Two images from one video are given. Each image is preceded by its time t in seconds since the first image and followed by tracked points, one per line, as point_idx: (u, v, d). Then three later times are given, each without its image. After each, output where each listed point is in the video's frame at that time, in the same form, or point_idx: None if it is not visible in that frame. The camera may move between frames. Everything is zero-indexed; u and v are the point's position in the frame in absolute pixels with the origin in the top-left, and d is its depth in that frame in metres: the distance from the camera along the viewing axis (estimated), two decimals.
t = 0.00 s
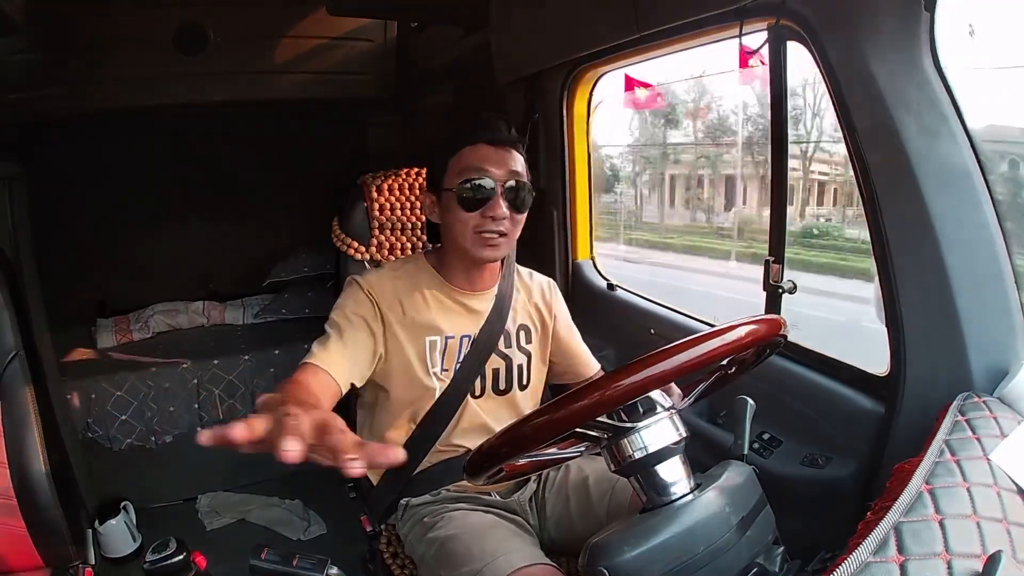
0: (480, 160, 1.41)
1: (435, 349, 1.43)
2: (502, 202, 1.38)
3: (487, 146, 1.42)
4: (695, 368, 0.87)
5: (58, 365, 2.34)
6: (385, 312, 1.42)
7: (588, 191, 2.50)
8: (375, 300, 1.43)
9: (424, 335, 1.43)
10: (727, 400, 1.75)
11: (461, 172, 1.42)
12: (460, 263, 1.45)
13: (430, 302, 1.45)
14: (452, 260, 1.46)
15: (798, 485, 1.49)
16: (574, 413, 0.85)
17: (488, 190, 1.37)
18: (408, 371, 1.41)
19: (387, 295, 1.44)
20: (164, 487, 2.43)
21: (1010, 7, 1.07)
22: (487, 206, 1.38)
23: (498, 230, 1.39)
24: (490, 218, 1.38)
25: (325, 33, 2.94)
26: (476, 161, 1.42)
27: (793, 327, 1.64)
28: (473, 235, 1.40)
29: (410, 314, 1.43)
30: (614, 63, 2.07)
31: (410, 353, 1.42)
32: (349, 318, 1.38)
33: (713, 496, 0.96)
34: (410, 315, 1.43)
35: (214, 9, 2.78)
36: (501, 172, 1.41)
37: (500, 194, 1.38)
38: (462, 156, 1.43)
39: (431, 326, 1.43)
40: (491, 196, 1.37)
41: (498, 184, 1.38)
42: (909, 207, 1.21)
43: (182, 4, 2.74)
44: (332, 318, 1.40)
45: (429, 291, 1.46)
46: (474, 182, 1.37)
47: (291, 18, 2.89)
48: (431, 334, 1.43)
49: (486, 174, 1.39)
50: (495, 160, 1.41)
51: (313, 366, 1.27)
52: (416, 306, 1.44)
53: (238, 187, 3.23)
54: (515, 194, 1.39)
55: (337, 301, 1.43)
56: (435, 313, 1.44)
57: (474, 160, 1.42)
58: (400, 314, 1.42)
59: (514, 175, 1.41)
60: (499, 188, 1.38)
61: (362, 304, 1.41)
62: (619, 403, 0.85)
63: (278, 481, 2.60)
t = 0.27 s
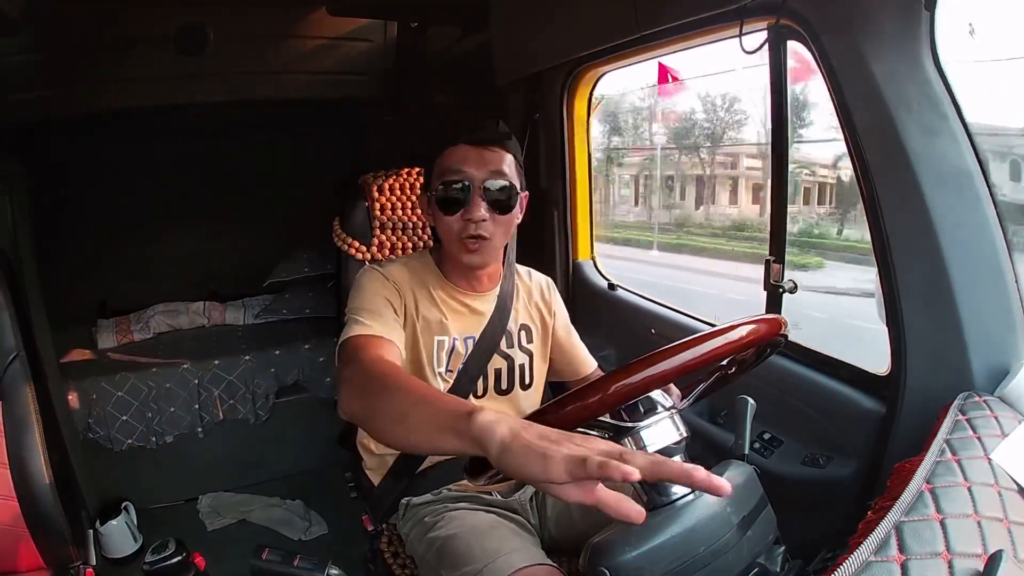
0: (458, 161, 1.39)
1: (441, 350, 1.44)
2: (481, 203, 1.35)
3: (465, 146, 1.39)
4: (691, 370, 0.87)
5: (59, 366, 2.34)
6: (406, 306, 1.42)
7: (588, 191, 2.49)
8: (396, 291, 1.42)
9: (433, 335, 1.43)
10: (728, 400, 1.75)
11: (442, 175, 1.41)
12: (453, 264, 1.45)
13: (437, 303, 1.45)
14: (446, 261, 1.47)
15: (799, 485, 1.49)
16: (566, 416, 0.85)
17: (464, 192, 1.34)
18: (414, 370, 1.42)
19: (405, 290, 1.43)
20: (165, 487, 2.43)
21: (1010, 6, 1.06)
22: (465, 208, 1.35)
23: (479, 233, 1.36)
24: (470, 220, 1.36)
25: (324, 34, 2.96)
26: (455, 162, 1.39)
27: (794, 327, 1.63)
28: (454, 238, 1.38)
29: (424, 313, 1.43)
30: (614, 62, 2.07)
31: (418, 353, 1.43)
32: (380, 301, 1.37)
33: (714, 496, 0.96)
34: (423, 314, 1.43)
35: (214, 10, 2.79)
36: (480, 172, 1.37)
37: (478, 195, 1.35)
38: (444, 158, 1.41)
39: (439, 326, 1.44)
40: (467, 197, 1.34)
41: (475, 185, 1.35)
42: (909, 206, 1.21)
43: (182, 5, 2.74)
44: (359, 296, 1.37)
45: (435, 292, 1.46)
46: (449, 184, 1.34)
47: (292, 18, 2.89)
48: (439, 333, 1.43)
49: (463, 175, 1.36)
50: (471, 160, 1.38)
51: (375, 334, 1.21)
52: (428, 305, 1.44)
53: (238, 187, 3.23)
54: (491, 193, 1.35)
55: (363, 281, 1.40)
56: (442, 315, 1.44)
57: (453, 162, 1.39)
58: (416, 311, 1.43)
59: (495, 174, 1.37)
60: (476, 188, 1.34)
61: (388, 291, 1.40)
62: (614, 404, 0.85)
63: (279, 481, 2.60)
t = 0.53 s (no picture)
0: (490, 158, 1.40)
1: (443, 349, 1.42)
2: (513, 200, 1.38)
3: (498, 144, 1.41)
4: (697, 365, 0.87)
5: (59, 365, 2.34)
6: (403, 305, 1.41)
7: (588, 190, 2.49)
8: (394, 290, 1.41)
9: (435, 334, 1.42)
10: (728, 399, 1.75)
11: (470, 170, 1.41)
12: (463, 261, 1.44)
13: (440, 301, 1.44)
14: (455, 258, 1.46)
15: (799, 484, 1.49)
16: (575, 412, 0.85)
17: (500, 189, 1.36)
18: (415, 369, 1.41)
19: (405, 289, 1.42)
20: (165, 486, 2.43)
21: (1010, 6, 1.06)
22: (498, 204, 1.37)
23: (508, 229, 1.38)
24: (501, 217, 1.37)
25: (324, 32, 2.95)
26: (486, 159, 1.40)
27: (794, 326, 1.63)
28: (481, 233, 1.38)
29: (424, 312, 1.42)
30: (613, 61, 2.07)
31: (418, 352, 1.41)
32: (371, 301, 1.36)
33: (714, 495, 0.96)
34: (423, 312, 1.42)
35: (213, 9, 2.78)
36: (513, 170, 1.40)
37: (512, 193, 1.37)
38: (473, 154, 1.42)
39: (440, 325, 1.43)
40: (502, 194, 1.36)
41: (510, 183, 1.37)
42: (909, 205, 1.21)
43: (182, 4, 2.74)
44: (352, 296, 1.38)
45: (440, 290, 1.45)
46: (486, 179, 1.36)
47: (291, 17, 2.89)
48: (440, 333, 1.42)
49: (497, 172, 1.38)
50: (505, 158, 1.40)
51: (350, 336, 1.21)
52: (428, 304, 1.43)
53: (238, 186, 3.23)
54: (524, 193, 1.38)
55: (360, 281, 1.41)
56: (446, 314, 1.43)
57: (484, 158, 1.41)
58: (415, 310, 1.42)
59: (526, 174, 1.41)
60: (511, 186, 1.37)
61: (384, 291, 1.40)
62: (620, 401, 0.85)
63: (279, 480, 2.61)
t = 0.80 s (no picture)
0: (528, 190, 1.37)
1: (428, 345, 1.43)
2: (536, 237, 1.37)
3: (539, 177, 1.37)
4: (695, 367, 0.87)
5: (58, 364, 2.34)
6: (372, 305, 1.42)
7: (588, 191, 2.50)
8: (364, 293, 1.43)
9: (417, 330, 1.43)
10: (727, 400, 1.75)
11: (506, 196, 1.37)
12: (464, 271, 1.44)
13: (424, 299, 1.45)
14: (458, 267, 1.44)
15: (798, 486, 1.49)
16: (569, 414, 0.85)
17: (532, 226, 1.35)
18: (399, 366, 1.42)
19: (377, 290, 1.44)
20: (164, 487, 2.43)
21: (1011, 7, 1.07)
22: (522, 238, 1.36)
23: (521, 261, 1.39)
24: (522, 250, 1.37)
25: (324, 32, 2.94)
26: (524, 190, 1.37)
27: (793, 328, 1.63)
28: (497, 262, 1.38)
29: (400, 309, 1.43)
30: (614, 62, 2.07)
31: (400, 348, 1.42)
32: (332, 309, 1.40)
33: (713, 496, 0.96)
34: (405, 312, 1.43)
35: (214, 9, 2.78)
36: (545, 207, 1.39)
37: (539, 230, 1.37)
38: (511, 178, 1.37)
39: (427, 323, 1.44)
40: (531, 233, 1.35)
41: (541, 220, 1.36)
42: (908, 206, 1.21)
43: (182, 4, 2.74)
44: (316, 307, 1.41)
45: (425, 289, 1.46)
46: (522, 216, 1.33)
47: (291, 17, 2.89)
48: (427, 332, 1.43)
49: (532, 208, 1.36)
50: (540, 192, 1.37)
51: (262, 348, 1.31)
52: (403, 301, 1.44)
53: (238, 186, 3.23)
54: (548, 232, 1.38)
55: (330, 289, 1.44)
56: (430, 311, 1.44)
57: (522, 188, 1.37)
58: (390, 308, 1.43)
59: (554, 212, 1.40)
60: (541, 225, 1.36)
61: (351, 296, 1.42)
62: (618, 403, 0.85)
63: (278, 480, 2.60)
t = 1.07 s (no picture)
0: (504, 174, 1.39)
1: (427, 348, 1.43)
2: (522, 218, 1.38)
3: (512, 160, 1.40)
4: (695, 368, 0.87)
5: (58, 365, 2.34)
6: (373, 314, 1.42)
7: (588, 191, 2.50)
8: (363, 302, 1.43)
9: (417, 334, 1.43)
10: (728, 400, 1.75)
11: (483, 184, 1.40)
12: (460, 270, 1.44)
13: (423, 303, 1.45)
14: (453, 267, 1.45)
15: (798, 486, 1.49)
16: (567, 416, 0.85)
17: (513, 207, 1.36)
18: (400, 369, 1.42)
19: (376, 297, 1.44)
20: (164, 487, 2.43)
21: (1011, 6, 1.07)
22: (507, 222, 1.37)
23: (511, 245, 1.39)
24: (509, 234, 1.38)
25: (323, 33, 2.94)
26: (499, 175, 1.39)
27: (793, 328, 1.63)
28: (488, 249, 1.38)
29: (400, 315, 1.43)
30: (614, 62, 2.07)
31: (400, 354, 1.43)
32: (333, 321, 1.40)
33: (713, 497, 0.96)
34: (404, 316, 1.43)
35: (213, 9, 2.78)
36: (523, 186, 1.40)
37: (522, 211, 1.38)
38: (486, 166, 1.40)
39: (426, 327, 1.44)
40: (515, 213, 1.36)
41: (522, 201, 1.37)
42: (909, 207, 1.21)
43: (182, 4, 2.74)
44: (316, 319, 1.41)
45: (423, 292, 1.46)
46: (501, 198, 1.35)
47: (291, 17, 2.89)
48: (426, 335, 1.44)
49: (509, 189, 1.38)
50: (517, 174, 1.40)
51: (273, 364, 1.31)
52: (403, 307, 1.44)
53: (238, 186, 3.23)
54: (532, 212, 1.39)
55: (329, 300, 1.44)
56: (429, 314, 1.44)
57: (498, 174, 1.39)
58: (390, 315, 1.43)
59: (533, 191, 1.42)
60: (523, 205, 1.38)
61: (351, 306, 1.42)
62: (617, 404, 0.85)
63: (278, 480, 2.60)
